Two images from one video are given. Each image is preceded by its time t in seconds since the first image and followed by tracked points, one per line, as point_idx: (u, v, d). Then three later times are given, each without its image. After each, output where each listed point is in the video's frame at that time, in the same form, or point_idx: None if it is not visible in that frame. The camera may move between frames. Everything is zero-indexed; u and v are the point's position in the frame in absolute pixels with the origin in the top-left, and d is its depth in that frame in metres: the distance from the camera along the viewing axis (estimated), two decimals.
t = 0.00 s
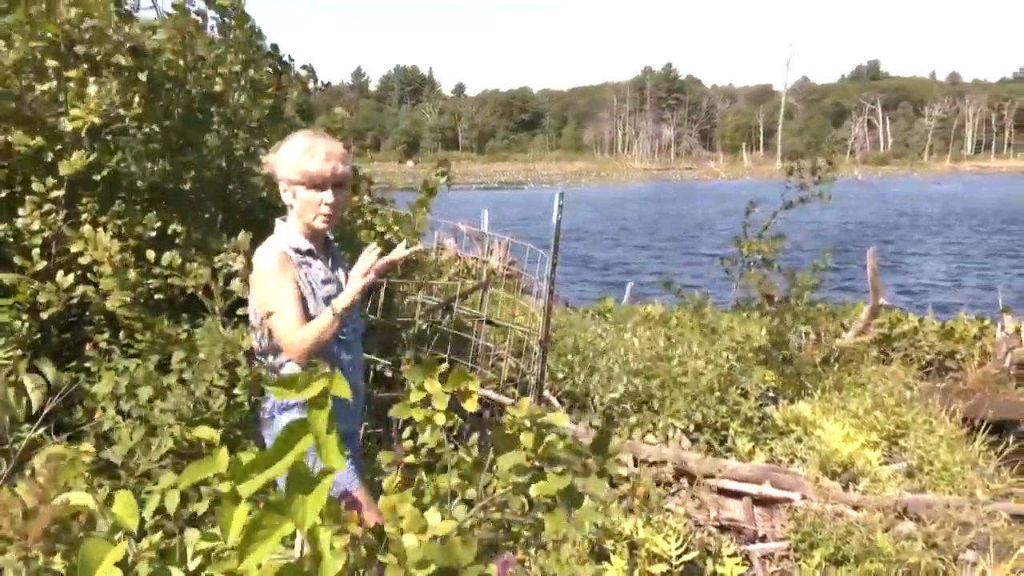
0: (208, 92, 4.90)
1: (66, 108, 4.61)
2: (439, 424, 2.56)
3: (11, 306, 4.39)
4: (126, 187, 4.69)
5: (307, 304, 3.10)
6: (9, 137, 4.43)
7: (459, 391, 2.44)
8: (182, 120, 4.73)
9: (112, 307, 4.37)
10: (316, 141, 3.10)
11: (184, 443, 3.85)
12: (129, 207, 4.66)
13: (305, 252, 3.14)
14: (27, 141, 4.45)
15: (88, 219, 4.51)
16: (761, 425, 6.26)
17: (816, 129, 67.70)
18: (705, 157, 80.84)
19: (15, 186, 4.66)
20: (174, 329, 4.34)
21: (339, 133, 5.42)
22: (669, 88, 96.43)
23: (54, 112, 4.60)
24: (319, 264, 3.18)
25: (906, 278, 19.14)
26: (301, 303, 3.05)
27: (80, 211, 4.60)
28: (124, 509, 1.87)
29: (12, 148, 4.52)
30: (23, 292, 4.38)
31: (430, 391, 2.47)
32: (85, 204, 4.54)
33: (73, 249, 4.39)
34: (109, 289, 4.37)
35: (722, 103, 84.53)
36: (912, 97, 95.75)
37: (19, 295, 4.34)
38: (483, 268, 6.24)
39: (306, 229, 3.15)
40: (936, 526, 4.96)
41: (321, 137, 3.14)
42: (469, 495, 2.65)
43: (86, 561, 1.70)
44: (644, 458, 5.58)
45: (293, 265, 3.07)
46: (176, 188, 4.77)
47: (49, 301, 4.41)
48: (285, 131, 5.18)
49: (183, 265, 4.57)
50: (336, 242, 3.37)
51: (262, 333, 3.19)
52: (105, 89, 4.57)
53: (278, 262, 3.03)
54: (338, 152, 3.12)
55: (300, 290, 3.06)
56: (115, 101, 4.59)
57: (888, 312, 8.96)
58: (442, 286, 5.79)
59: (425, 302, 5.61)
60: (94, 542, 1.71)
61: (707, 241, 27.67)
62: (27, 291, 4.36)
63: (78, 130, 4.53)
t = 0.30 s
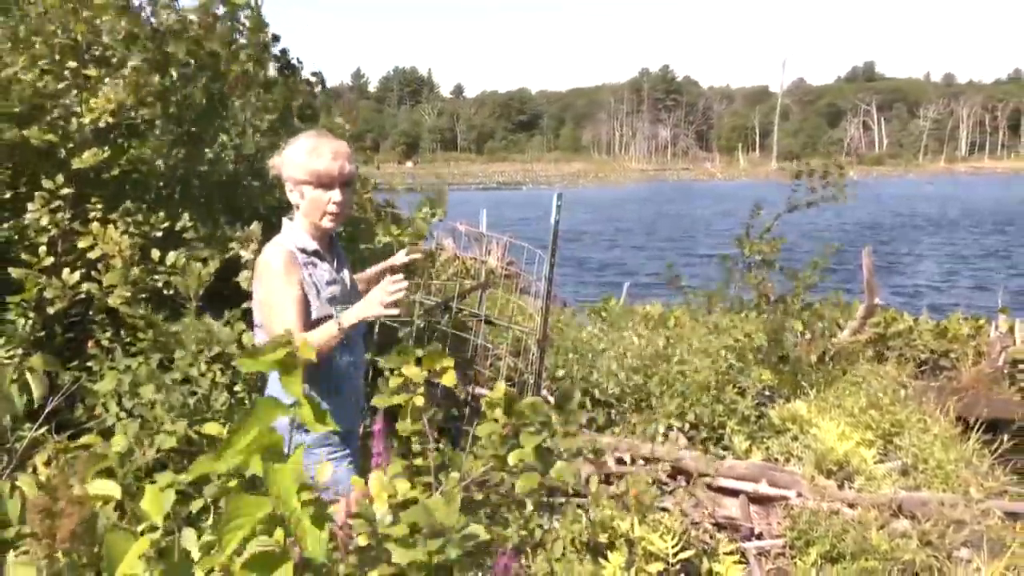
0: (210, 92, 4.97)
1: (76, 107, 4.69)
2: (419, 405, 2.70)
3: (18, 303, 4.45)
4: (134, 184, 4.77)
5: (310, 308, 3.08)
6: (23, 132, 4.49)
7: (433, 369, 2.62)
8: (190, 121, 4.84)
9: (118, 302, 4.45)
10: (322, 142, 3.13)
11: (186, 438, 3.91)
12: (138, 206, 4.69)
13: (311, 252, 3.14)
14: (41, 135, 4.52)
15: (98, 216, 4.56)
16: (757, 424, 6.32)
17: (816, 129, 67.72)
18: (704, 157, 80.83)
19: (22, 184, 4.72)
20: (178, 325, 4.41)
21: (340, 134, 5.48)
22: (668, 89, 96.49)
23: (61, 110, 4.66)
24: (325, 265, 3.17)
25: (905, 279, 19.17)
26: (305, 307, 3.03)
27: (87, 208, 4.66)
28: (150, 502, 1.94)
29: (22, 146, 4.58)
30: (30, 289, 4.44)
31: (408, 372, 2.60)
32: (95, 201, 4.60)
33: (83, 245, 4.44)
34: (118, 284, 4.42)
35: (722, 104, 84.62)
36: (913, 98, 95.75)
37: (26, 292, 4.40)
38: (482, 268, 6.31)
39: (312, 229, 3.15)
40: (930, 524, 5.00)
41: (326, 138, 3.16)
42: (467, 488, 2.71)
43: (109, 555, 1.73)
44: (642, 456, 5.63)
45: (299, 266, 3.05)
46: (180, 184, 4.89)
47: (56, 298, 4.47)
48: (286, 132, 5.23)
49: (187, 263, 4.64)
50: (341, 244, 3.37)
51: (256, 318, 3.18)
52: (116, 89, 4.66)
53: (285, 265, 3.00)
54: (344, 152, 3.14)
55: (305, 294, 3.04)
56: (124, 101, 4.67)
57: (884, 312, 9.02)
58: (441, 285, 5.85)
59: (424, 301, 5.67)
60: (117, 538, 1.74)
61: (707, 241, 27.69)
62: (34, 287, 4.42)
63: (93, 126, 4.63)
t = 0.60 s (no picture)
0: (219, 96, 5.01)
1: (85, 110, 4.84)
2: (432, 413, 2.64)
3: (24, 300, 4.52)
4: (138, 183, 4.92)
5: (316, 306, 3.00)
6: (32, 129, 4.61)
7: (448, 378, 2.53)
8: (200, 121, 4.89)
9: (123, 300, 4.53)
10: (329, 141, 3.05)
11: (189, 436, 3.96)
12: (144, 203, 4.80)
13: (320, 254, 3.04)
14: (51, 131, 4.63)
15: (102, 211, 4.72)
16: (754, 422, 6.38)
17: (813, 128, 67.83)
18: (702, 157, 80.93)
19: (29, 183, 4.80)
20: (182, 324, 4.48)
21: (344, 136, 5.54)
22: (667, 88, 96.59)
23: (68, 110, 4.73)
24: (334, 268, 3.09)
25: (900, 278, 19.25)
26: (308, 305, 2.96)
27: (92, 207, 4.78)
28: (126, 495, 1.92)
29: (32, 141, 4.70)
30: (37, 286, 4.52)
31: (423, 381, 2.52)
32: (100, 196, 4.77)
33: (88, 238, 4.61)
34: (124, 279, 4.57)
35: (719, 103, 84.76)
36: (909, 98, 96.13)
37: (32, 290, 4.48)
38: (482, 268, 6.37)
39: (321, 230, 3.07)
40: (924, 522, 5.05)
41: (333, 137, 3.08)
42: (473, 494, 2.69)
43: (84, 551, 1.72)
44: (639, 454, 5.68)
45: (305, 269, 2.96)
46: (189, 185, 4.94)
47: (62, 294, 4.55)
48: (290, 132, 5.29)
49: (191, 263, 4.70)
50: (346, 244, 3.29)
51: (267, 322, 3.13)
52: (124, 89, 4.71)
53: (290, 263, 2.94)
54: (353, 151, 3.07)
55: (310, 292, 2.96)
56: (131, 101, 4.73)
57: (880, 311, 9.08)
58: (442, 286, 5.91)
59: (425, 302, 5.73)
60: (93, 531, 1.73)
61: (704, 241, 27.76)
62: (40, 285, 4.49)
63: (99, 125, 4.86)
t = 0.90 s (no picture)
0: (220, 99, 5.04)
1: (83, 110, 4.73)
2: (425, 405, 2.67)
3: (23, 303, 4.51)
4: (138, 187, 4.90)
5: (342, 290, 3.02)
6: (31, 132, 4.58)
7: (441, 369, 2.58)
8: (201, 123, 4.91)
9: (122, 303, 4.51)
10: (323, 141, 3.08)
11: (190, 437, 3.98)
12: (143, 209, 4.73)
13: (318, 252, 3.10)
14: (51, 136, 4.60)
15: (102, 216, 4.60)
16: (750, 421, 6.43)
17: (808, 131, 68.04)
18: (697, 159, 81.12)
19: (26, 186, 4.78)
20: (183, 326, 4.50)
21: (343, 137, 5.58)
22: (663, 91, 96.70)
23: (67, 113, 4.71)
24: (332, 265, 3.14)
25: (893, 279, 19.36)
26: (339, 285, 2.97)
27: (90, 210, 4.70)
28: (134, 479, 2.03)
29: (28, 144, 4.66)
30: (36, 289, 4.50)
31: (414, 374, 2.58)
32: (98, 201, 4.63)
33: (86, 245, 4.49)
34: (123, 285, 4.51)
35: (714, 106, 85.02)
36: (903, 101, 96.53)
37: (31, 293, 4.46)
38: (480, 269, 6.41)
39: (316, 229, 3.12)
40: (920, 519, 5.10)
41: (328, 138, 3.11)
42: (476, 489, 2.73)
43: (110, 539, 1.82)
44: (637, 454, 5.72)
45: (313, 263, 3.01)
46: (189, 187, 4.98)
47: (61, 298, 4.54)
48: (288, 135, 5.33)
49: (191, 264, 4.71)
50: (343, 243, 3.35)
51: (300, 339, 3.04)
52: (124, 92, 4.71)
53: (301, 255, 2.97)
54: (346, 152, 3.10)
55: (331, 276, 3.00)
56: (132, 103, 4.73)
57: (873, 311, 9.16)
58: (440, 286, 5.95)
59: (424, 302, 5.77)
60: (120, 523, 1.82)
61: (699, 242, 27.84)
62: (39, 288, 4.48)
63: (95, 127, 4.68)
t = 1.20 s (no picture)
0: (217, 101, 5.08)
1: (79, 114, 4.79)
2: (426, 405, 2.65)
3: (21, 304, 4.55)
4: (133, 189, 4.96)
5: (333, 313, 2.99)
6: (27, 136, 4.61)
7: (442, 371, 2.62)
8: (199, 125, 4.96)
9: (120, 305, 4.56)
10: (329, 142, 3.12)
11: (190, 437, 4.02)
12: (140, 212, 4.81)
13: (323, 257, 3.10)
14: (48, 140, 4.63)
15: (99, 219, 4.67)
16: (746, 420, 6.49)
17: (804, 130, 68.20)
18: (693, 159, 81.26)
19: (24, 187, 4.82)
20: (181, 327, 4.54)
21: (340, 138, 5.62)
22: (659, 90, 96.75)
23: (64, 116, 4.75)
24: (337, 270, 3.14)
25: (888, 279, 19.45)
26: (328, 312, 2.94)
27: (87, 213, 4.76)
28: (169, 496, 1.92)
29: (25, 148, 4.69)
30: (34, 290, 4.55)
31: (417, 373, 2.60)
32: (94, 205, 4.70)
33: (84, 246, 4.55)
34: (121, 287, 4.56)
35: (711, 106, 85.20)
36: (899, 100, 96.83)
37: (29, 294, 4.50)
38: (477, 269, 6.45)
39: (321, 231, 3.12)
40: (914, 517, 5.15)
41: (333, 139, 3.15)
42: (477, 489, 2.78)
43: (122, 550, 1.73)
44: (633, 453, 5.77)
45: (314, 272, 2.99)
46: (186, 190, 5.01)
47: (59, 299, 4.58)
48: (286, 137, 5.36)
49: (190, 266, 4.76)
50: (351, 248, 3.35)
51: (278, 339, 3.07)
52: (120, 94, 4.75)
53: (301, 270, 2.93)
54: (352, 152, 3.13)
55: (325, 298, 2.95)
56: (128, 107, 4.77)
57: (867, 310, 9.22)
58: (438, 286, 6.00)
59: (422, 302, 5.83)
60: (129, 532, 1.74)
61: (694, 242, 27.92)
62: (37, 289, 4.52)
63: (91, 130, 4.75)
